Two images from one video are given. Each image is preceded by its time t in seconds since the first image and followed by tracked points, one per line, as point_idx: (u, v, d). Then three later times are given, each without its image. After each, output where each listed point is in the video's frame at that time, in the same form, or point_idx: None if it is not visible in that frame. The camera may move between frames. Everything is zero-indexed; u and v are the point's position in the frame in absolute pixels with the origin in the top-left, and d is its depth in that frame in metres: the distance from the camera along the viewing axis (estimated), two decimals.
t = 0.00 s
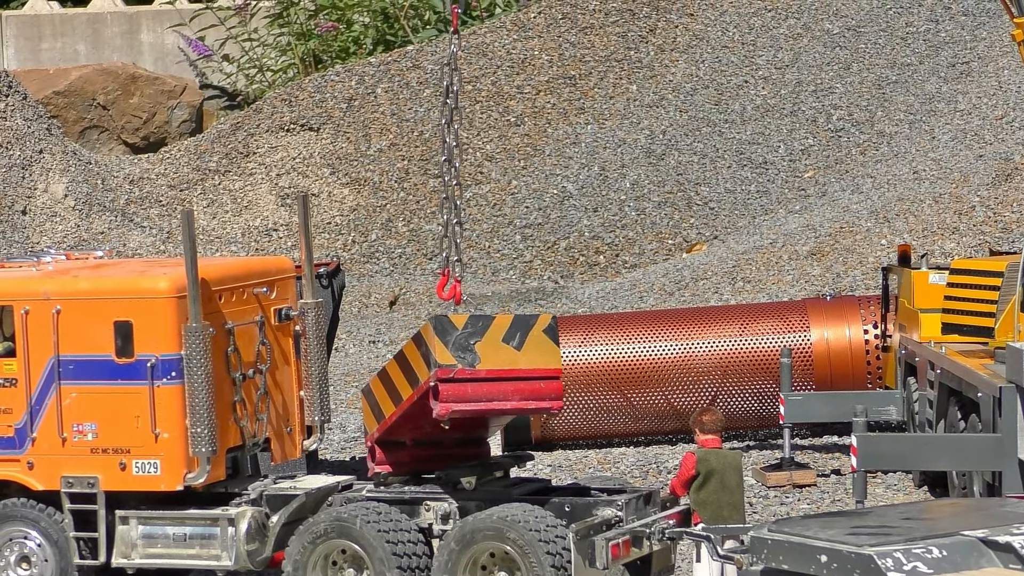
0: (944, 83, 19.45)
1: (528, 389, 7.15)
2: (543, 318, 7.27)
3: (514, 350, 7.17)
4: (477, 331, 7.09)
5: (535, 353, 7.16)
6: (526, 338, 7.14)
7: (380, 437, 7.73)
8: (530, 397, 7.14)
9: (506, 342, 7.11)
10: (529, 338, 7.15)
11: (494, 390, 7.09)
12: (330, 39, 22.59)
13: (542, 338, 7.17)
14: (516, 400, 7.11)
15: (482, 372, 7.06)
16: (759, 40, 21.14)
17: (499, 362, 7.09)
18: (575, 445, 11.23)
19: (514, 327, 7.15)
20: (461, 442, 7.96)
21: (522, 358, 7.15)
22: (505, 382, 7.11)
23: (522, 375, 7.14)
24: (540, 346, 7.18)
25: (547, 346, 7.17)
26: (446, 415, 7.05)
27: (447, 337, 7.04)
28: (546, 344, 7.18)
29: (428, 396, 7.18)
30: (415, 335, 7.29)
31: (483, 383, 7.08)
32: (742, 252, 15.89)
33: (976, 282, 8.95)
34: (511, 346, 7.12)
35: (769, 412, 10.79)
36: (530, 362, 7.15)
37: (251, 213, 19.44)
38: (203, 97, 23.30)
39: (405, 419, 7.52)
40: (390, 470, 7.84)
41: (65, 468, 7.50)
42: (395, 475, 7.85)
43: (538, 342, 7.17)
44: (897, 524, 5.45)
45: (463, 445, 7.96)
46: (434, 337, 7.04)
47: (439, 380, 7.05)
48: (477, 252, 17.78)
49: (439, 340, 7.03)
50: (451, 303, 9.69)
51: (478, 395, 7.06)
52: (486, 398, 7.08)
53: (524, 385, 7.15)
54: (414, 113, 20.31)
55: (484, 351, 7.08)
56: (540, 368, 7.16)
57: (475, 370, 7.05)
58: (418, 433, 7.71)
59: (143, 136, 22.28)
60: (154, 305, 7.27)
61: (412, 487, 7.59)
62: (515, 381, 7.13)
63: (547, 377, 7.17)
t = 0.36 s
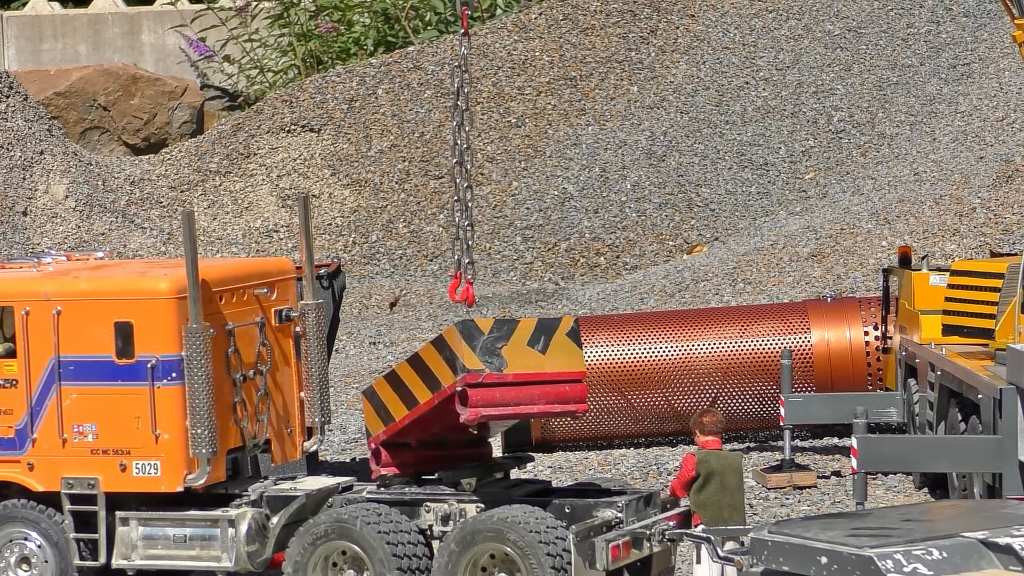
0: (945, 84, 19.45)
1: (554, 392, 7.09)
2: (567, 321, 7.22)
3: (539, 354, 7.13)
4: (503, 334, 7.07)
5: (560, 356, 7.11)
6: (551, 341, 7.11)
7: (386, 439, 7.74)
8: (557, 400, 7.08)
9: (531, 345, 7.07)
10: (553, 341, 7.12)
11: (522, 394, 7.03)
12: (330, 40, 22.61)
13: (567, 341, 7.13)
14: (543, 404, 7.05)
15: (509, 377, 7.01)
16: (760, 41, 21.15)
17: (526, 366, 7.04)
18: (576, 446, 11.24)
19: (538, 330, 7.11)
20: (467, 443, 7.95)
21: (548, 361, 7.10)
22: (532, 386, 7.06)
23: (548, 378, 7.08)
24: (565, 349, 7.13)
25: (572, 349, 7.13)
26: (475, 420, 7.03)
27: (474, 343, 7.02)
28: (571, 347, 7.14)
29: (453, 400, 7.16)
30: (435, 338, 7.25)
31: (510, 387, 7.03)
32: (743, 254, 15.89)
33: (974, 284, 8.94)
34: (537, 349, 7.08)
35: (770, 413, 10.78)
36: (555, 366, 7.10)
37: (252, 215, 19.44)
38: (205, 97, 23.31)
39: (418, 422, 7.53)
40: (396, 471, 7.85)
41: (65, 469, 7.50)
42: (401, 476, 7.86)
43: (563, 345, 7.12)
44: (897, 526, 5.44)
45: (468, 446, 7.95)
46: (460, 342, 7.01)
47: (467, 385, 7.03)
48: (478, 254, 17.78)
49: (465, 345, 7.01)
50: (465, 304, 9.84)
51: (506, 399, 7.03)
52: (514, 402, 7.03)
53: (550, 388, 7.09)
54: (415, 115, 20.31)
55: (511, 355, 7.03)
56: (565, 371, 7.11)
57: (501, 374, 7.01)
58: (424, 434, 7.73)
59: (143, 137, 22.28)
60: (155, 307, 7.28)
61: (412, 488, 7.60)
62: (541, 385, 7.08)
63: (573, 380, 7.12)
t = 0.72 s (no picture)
0: (946, 87, 19.46)
1: (570, 399, 7.21)
2: (579, 328, 7.35)
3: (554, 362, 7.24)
4: (521, 342, 7.16)
5: (576, 362, 7.24)
6: (566, 348, 7.23)
7: (390, 443, 7.71)
8: (573, 407, 7.21)
9: (548, 352, 7.19)
10: (568, 348, 7.25)
11: (540, 402, 7.13)
12: (331, 42, 22.62)
13: (582, 348, 7.27)
14: (560, 410, 7.17)
15: (528, 384, 7.12)
16: (762, 44, 21.15)
17: (543, 373, 7.16)
18: (577, 449, 11.23)
19: (553, 338, 7.23)
20: (468, 445, 7.93)
21: (564, 368, 7.22)
22: (550, 393, 7.17)
23: (565, 385, 7.20)
24: (580, 356, 7.26)
25: (587, 356, 7.27)
26: (495, 428, 7.11)
27: (493, 350, 7.11)
28: (584, 354, 7.28)
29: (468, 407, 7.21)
30: (447, 343, 7.28)
31: (529, 394, 7.14)
32: (744, 257, 15.89)
33: (977, 287, 8.93)
34: (553, 356, 7.20)
35: (770, 417, 10.79)
36: (571, 373, 7.22)
37: (253, 217, 19.45)
38: (207, 100, 23.33)
39: (426, 426, 7.52)
40: (400, 475, 7.83)
41: (66, 471, 7.51)
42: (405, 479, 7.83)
43: (578, 352, 7.26)
44: (898, 530, 5.43)
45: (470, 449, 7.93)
46: (479, 350, 7.10)
47: (485, 393, 7.11)
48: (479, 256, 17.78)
49: (484, 353, 7.10)
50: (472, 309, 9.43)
51: (525, 406, 7.12)
52: (532, 409, 7.12)
53: (567, 395, 7.20)
54: (416, 117, 20.32)
55: (529, 362, 7.15)
56: (581, 378, 7.23)
57: (520, 381, 7.12)
58: (428, 437, 7.72)
59: (145, 139, 22.28)
60: (156, 309, 7.28)
61: (413, 491, 7.60)
62: (558, 392, 7.19)
63: (588, 387, 7.25)
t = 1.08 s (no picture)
0: (948, 88, 19.46)
1: (566, 415, 7.23)
2: (578, 341, 7.31)
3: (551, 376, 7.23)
4: (517, 356, 7.14)
5: (573, 377, 7.24)
6: (563, 363, 7.22)
7: (390, 446, 7.70)
8: (569, 422, 7.24)
9: (545, 367, 7.18)
10: (566, 362, 7.23)
11: (535, 417, 7.16)
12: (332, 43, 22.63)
13: (580, 363, 7.24)
14: (556, 425, 7.20)
15: (523, 400, 7.13)
16: (763, 45, 21.15)
17: (539, 389, 7.17)
18: (578, 449, 11.24)
19: (551, 352, 7.20)
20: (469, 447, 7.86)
21: (561, 383, 7.22)
22: (546, 409, 7.19)
23: (561, 401, 7.21)
24: (577, 371, 7.24)
25: (585, 371, 7.26)
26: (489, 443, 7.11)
27: (488, 365, 7.10)
28: (582, 368, 7.26)
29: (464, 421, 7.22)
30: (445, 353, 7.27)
31: (524, 410, 7.15)
32: (746, 257, 15.88)
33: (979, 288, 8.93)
34: (550, 371, 7.19)
35: (772, 417, 10.79)
36: (567, 389, 7.23)
37: (254, 218, 19.46)
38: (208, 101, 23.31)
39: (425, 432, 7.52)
40: (399, 476, 7.82)
41: (67, 472, 7.51)
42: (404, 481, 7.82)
43: (575, 367, 7.24)
44: (900, 530, 5.42)
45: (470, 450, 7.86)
46: (474, 364, 7.08)
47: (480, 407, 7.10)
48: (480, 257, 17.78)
49: (480, 368, 7.08)
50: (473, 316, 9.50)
51: (519, 422, 7.13)
52: (527, 424, 7.14)
53: (563, 410, 7.23)
54: (418, 118, 20.33)
55: (524, 377, 7.15)
56: (578, 394, 7.24)
57: (515, 397, 7.12)
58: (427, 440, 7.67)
59: (146, 140, 22.27)
60: (157, 310, 7.29)
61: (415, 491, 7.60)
62: (554, 407, 7.21)
63: (584, 402, 7.26)
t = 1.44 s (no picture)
0: (948, 90, 19.47)
1: (532, 425, 7.14)
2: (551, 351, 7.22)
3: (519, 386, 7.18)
4: (481, 366, 7.15)
5: (541, 388, 7.15)
6: (531, 374, 7.15)
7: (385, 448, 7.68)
8: (534, 433, 7.14)
9: (510, 377, 7.13)
10: (533, 373, 7.16)
11: (497, 427, 7.12)
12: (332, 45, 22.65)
13: (547, 373, 7.15)
14: (520, 436, 7.12)
15: (485, 410, 7.11)
16: (763, 47, 21.17)
17: (502, 399, 7.12)
18: (579, 451, 11.23)
19: (518, 362, 7.15)
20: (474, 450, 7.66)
21: (528, 394, 7.15)
22: (509, 419, 7.13)
23: (527, 412, 7.13)
24: (545, 382, 7.15)
25: (553, 382, 7.16)
26: (450, 451, 7.13)
27: (451, 374, 7.14)
28: (551, 380, 7.16)
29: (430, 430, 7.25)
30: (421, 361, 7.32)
31: (486, 420, 7.13)
32: (746, 259, 15.89)
33: (979, 289, 8.88)
34: (515, 382, 7.14)
35: (772, 419, 10.77)
36: (534, 399, 7.14)
37: (255, 220, 19.47)
38: (208, 102, 23.28)
39: (411, 437, 7.50)
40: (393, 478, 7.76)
41: (67, 474, 7.50)
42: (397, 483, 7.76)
43: (543, 377, 7.16)
44: (901, 532, 5.42)
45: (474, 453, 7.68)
46: (437, 372, 7.13)
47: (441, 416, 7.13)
48: (481, 259, 17.79)
49: (442, 376, 7.13)
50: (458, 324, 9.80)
51: (480, 431, 7.12)
52: (489, 434, 7.12)
53: (528, 421, 7.14)
54: (418, 120, 20.34)
55: (488, 388, 7.14)
56: (544, 405, 7.13)
57: (477, 407, 7.12)
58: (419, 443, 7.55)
59: (147, 141, 22.25)
60: (158, 312, 7.30)
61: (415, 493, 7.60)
62: (519, 418, 7.13)
63: (552, 413, 7.15)
